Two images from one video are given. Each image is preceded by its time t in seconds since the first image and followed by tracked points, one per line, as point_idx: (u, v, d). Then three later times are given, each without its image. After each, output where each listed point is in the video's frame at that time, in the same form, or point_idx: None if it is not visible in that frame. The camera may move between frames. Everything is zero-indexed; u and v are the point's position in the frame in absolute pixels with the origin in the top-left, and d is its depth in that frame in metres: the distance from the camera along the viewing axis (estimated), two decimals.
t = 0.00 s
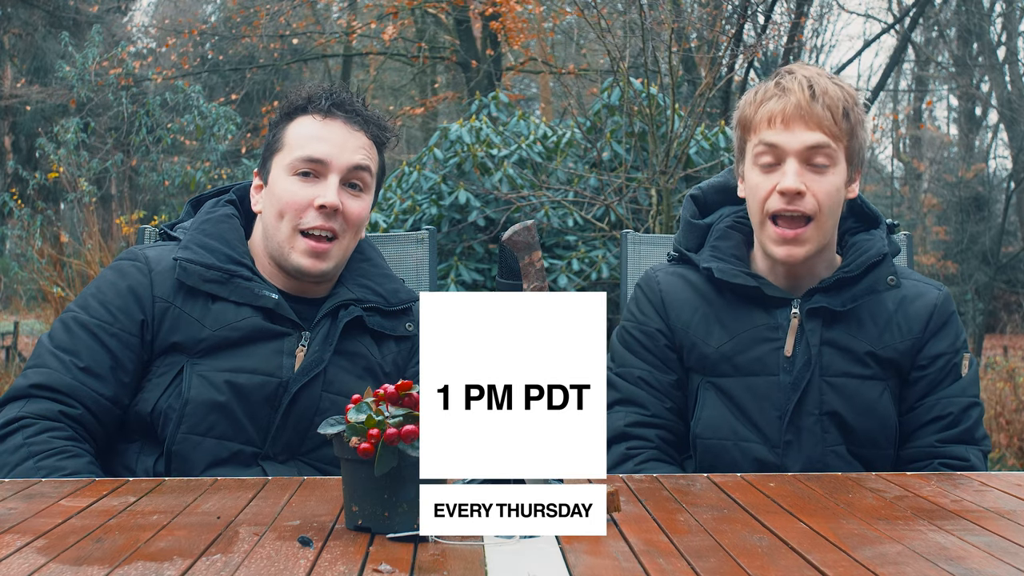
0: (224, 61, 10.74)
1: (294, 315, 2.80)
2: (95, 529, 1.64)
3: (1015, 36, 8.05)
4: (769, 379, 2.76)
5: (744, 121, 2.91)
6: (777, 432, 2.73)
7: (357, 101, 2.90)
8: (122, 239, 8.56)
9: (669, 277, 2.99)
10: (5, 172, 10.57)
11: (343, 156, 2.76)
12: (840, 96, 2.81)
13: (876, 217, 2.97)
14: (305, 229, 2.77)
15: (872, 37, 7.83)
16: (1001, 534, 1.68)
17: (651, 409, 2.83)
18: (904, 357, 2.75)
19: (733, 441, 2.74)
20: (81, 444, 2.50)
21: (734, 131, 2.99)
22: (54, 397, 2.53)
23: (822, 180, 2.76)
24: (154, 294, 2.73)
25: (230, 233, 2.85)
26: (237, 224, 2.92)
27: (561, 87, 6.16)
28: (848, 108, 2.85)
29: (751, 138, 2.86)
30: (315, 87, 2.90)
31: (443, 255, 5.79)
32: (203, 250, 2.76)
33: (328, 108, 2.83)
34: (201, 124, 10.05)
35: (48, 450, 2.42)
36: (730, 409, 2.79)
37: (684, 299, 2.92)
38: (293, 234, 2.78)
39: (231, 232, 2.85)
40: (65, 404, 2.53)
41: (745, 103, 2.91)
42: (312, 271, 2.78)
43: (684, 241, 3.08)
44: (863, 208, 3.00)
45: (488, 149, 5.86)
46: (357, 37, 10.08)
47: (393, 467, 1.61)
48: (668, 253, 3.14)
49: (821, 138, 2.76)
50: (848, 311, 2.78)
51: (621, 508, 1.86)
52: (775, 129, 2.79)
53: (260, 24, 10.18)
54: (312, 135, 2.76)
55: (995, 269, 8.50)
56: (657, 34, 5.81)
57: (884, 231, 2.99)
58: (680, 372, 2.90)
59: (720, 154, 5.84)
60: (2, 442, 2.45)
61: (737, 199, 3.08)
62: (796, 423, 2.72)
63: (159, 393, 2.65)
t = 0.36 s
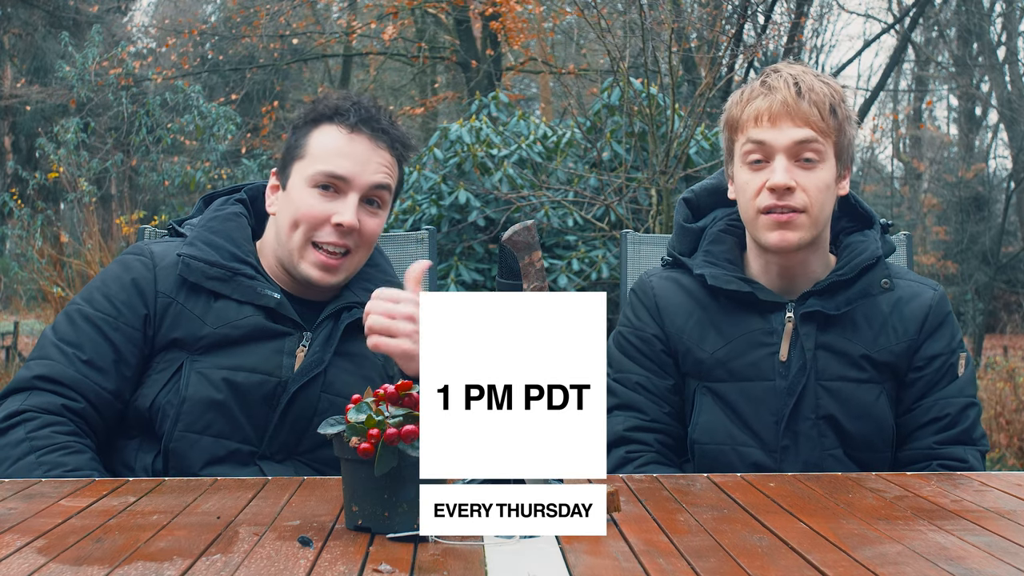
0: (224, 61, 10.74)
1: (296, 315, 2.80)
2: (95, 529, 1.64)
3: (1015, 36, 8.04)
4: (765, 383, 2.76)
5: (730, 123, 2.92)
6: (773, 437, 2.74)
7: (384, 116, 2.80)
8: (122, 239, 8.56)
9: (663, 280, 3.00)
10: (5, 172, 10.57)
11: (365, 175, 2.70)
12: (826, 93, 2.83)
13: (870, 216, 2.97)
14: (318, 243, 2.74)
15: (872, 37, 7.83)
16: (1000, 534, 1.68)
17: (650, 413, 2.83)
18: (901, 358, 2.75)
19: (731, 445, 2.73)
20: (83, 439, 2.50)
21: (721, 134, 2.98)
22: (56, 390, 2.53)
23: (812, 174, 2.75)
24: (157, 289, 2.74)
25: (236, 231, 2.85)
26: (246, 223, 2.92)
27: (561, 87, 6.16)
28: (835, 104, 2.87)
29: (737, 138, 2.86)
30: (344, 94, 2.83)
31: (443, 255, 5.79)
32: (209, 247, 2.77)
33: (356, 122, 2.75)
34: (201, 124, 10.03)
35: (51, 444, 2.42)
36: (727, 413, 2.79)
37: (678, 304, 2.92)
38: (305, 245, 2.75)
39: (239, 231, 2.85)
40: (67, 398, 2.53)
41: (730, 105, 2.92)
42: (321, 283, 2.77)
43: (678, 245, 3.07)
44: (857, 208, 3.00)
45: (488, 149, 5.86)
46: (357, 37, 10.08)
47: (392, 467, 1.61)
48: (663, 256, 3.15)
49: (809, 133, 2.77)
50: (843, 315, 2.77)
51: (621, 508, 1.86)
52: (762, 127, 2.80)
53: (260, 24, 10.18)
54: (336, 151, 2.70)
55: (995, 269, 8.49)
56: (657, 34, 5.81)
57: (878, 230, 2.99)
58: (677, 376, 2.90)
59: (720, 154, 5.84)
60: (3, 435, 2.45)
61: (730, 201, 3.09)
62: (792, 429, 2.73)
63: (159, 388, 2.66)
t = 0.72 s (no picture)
0: (224, 61, 10.73)
1: (297, 316, 2.80)
2: (95, 529, 1.64)
3: (1015, 36, 8.03)
4: (768, 384, 2.76)
5: (735, 126, 2.92)
6: (776, 438, 2.73)
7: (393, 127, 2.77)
8: (122, 239, 8.56)
9: (667, 280, 3.00)
10: (5, 172, 10.58)
11: (374, 190, 2.67)
12: (828, 95, 2.82)
13: (876, 217, 2.97)
14: (323, 252, 2.73)
15: (872, 37, 7.82)
16: (1001, 534, 1.68)
17: (652, 413, 2.83)
18: (904, 360, 2.75)
19: (733, 446, 2.73)
20: (83, 440, 2.50)
21: (725, 137, 2.99)
22: (57, 391, 2.53)
23: (817, 177, 2.75)
24: (159, 290, 2.75)
25: (237, 232, 2.85)
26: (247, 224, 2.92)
27: (561, 87, 6.15)
28: (838, 105, 2.86)
29: (742, 143, 2.86)
30: (358, 103, 2.78)
31: (443, 255, 5.79)
32: (210, 248, 2.77)
33: (368, 134, 2.70)
34: (201, 124, 10.01)
35: (51, 446, 2.41)
36: (730, 414, 2.79)
37: (682, 304, 2.93)
38: (311, 253, 2.74)
39: (239, 232, 2.85)
40: (68, 399, 2.54)
41: (734, 109, 2.92)
42: (326, 291, 2.77)
43: (682, 244, 3.08)
44: (861, 207, 2.99)
45: (488, 149, 5.86)
46: (357, 37, 10.08)
47: (392, 467, 1.61)
48: (667, 255, 3.15)
49: (813, 136, 2.77)
50: (847, 316, 2.77)
51: (621, 508, 1.86)
52: (765, 131, 2.79)
53: (260, 24, 10.18)
54: (346, 163, 2.67)
55: (996, 269, 8.48)
56: (657, 34, 5.81)
57: (883, 231, 2.99)
58: (680, 377, 2.91)
59: (720, 155, 5.85)
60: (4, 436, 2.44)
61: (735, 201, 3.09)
62: (797, 429, 2.72)
63: (159, 390, 2.66)
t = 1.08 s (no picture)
0: (224, 61, 10.73)
1: (296, 316, 2.80)
2: (95, 529, 1.64)
3: (1015, 37, 8.03)
4: (769, 382, 2.76)
5: (738, 124, 2.91)
6: (777, 435, 2.73)
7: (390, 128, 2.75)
8: (122, 239, 8.56)
9: (670, 280, 3.00)
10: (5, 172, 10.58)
11: (371, 196, 2.65)
12: (833, 93, 2.82)
13: (878, 218, 2.97)
14: (321, 258, 2.73)
15: (872, 37, 7.82)
16: (1001, 534, 1.68)
17: (652, 411, 2.83)
18: (905, 359, 2.75)
19: (733, 443, 2.73)
20: (82, 442, 2.50)
21: (729, 134, 2.99)
22: (55, 394, 2.53)
23: (820, 175, 2.75)
24: (157, 292, 2.74)
25: (236, 232, 2.84)
26: (245, 225, 2.92)
27: (561, 87, 6.15)
28: (842, 104, 2.85)
29: (746, 140, 2.86)
30: (358, 106, 2.76)
31: (443, 254, 5.79)
32: (208, 249, 2.77)
33: (366, 140, 2.68)
34: (201, 124, 10.00)
35: (49, 448, 2.42)
36: (731, 412, 2.79)
37: (684, 303, 2.93)
38: (309, 258, 2.75)
39: (237, 232, 2.85)
40: (66, 401, 2.54)
41: (738, 107, 2.92)
42: (323, 295, 2.79)
43: (684, 245, 3.08)
44: (862, 208, 2.99)
45: (488, 149, 5.86)
46: (357, 37, 10.09)
47: (392, 468, 1.61)
48: (669, 255, 3.15)
49: (817, 134, 2.76)
50: (848, 315, 2.78)
51: (621, 508, 1.86)
52: (769, 129, 2.79)
53: (260, 24, 10.17)
54: (344, 169, 2.66)
55: (995, 269, 8.48)
56: (657, 34, 5.81)
57: (884, 232, 2.99)
58: (680, 375, 2.90)
59: (720, 155, 5.85)
60: (3, 439, 2.45)
61: (737, 201, 3.08)
62: (797, 427, 2.72)
63: (158, 392, 2.66)
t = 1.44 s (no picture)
0: (224, 61, 10.72)
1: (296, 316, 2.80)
2: (95, 529, 1.64)
3: (1015, 36, 8.02)
4: (769, 380, 2.76)
5: (737, 122, 2.92)
6: (776, 434, 2.73)
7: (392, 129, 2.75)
8: (122, 239, 8.56)
9: (670, 279, 3.00)
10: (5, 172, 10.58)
11: (371, 197, 2.65)
12: (831, 89, 2.83)
13: (878, 218, 2.96)
14: (322, 258, 2.73)
15: (872, 37, 7.82)
16: (1001, 534, 1.68)
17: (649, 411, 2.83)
18: (904, 358, 2.74)
19: (732, 442, 2.73)
20: (82, 441, 2.50)
21: (728, 133, 2.99)
22: (56, 393, 2.53)
23: (819, 168, 2.75)
24: (157, 291, 2.75)
25: (237, 231, 2.84)
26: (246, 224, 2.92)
27: (561, 86, 6.15)
28: (841, 101, 2.86)
29: (744, 136, 2.86)
30: (360, 109, 2.77)
31: (443, 255, 5.79)
32: (209, 249, 2.77)
33: (367, 142, 2.68)
34: (201, 124, 9.99)
35: (49, 447, 2.42)
36: (730, 412, 2.79)
37: (684, 302, 2.92)
38: (310, 259, 2.75)
39: (239, 231, 2.85)
40: (66, 400, 2.54)
41: (737, 104, 2.92)
42: (324, 296, 2.79)
43: (684, 244, 3.08)
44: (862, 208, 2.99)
45: (488, 149, 5.86)
46: (357, 37, 10.09)
47: (392, 467, 1.61)
48: (669, 255, 3.15)
49: (815, 129, 2.77)
50: (848, 313, 2.77)
51: (621, 508, 1.86)
52: (767, 124, 2.80)
53: (260, 24, 10.17)
54: (345, 171, 2.66)
55: (995, 269, 8.49)
56: (657, 34, 5.81)
57: (884, 231, 2.99)
58: (679, 375, 2.90)
59: (720, 154, 5.85)
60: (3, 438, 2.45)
61: (737, 200, 3.08)
62: (796, 425, 2.72)
63: (159, 391, 2.66)
